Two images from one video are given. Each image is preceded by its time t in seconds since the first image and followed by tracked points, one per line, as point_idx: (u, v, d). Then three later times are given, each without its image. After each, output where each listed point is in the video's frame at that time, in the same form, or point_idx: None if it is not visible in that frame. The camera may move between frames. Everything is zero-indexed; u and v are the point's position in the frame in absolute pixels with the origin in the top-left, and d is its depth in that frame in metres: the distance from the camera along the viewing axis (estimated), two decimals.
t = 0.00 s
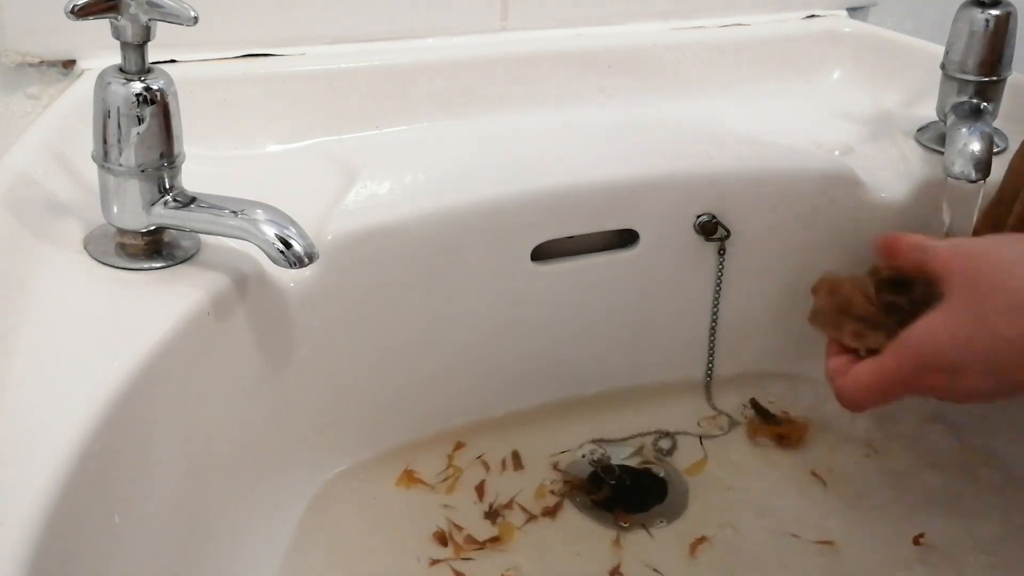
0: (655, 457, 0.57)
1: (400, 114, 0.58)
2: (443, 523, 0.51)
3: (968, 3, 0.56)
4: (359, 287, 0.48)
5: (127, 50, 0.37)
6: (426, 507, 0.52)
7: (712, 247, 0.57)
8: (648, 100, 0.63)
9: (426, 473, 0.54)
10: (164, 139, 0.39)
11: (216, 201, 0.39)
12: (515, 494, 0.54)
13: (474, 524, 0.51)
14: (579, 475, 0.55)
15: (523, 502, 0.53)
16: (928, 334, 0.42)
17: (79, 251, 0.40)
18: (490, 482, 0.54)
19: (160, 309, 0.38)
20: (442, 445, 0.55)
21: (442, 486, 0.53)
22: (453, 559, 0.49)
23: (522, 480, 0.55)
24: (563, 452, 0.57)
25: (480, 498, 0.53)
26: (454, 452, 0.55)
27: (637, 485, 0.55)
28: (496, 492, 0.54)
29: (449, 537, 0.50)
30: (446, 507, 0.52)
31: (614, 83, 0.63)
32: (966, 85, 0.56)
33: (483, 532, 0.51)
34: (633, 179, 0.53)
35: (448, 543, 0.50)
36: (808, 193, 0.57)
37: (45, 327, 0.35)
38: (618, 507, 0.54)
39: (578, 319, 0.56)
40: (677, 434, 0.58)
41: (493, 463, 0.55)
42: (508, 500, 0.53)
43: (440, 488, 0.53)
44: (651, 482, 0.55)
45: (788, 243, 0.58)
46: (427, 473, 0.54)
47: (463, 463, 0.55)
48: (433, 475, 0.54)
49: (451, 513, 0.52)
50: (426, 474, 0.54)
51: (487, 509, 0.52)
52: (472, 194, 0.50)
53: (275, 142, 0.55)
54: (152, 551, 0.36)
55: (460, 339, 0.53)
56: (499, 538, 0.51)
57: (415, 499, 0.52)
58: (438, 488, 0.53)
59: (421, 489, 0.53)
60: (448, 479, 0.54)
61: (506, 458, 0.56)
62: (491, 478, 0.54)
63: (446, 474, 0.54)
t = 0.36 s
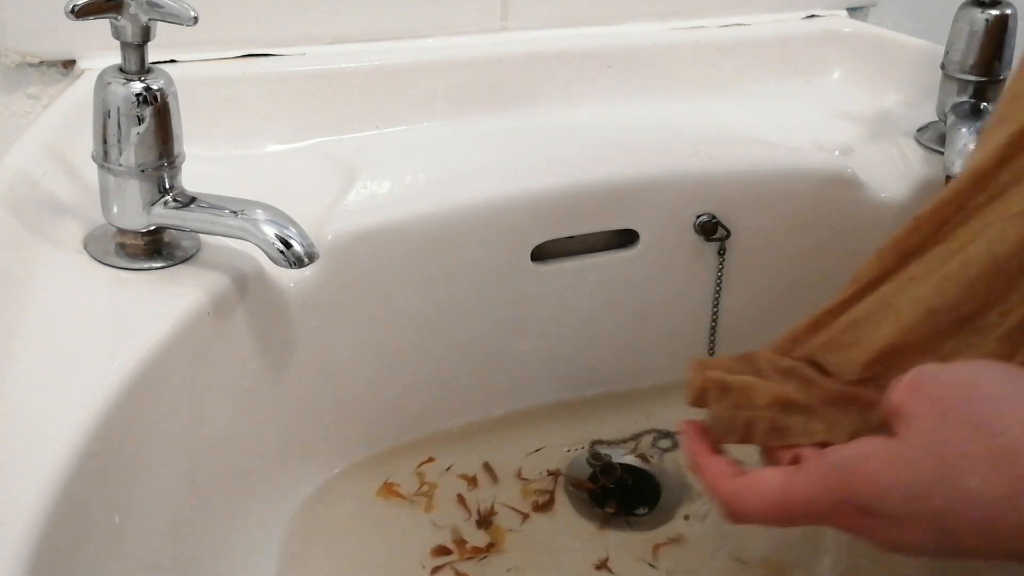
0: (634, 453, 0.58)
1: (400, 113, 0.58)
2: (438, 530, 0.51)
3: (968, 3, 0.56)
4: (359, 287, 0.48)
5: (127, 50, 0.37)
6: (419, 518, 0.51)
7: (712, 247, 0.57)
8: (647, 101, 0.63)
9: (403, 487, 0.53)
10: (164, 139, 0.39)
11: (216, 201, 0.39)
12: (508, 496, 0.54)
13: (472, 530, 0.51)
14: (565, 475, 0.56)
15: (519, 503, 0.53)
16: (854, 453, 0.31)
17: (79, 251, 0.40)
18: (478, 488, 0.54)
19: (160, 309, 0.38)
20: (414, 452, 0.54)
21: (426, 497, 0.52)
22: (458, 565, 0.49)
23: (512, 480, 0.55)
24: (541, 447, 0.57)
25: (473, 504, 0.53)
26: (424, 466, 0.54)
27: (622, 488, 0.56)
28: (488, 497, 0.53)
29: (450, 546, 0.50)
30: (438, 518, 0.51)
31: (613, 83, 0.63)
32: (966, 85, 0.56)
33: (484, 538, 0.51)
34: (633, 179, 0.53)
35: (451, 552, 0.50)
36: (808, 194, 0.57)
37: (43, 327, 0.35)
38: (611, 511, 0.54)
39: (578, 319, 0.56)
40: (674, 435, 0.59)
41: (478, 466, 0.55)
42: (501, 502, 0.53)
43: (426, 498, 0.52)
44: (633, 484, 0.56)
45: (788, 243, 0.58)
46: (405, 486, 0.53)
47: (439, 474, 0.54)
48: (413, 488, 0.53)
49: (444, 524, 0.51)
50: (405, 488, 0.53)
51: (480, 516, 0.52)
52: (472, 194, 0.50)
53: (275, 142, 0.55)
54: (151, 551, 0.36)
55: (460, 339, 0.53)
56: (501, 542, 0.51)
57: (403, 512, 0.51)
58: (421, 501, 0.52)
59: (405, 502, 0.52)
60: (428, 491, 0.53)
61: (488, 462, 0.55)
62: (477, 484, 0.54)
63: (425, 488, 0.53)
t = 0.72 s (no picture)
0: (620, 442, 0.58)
1: (400, 113, 0.58)
2: (444, 534, 0.51)
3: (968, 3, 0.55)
4: (359, 287, 0.48)
5: (127, 50, 0.37)
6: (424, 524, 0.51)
7: (713, 248, 0.57)
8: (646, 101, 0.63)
9: (394, 497, 0.52)
10: (164, 139, 0.39)
11: (216, 201, 0.39)
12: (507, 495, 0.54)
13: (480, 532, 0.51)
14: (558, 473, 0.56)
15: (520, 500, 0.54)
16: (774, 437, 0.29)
17: (79, 251, 0.40)
18: (474, 489, 0.54)
19: (160, 308, 0.38)
20: (394, 460, 0.54)
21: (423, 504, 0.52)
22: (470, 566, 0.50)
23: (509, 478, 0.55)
24: (528, 441, 0.57)
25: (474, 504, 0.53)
26: (407, 475, 0.53)
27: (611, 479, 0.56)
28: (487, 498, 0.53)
29: (465, 552, 0.50)
30: (442, 525, 0.51)
31: (613, 84, 0.63)
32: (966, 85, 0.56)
33: (495, 538, 0.51)
34: (634, 180, 0.53)
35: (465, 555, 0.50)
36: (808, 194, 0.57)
37: (43, 328, 0.35)
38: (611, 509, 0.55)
39: (577, 319, 0.56)
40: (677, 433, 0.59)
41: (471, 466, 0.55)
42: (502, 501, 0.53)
43: (423, 504, 0.52)
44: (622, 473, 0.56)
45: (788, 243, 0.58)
46: (398, 495, 0.52)
47: (425, 479, 0.53)
48: (405, 496, 0.52)
49: (449, 529, 0.51)
50: (397, 498, 0.52)
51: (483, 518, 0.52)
52: (472, 194, 0.50)
53: (275, 142, 0.55)
54: (151, 552, 0.36)
55: (460, 339, 0.53)
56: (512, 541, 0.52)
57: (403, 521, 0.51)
58: (418, 509, 0.52)
59: (403, 511, 0.51)
60: (421, 498, 0.52)
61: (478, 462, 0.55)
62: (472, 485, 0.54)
63: (415, 496, 0.52)
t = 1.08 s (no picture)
0: (620, 438, 0.58)
1: (400, 114, 0.58)
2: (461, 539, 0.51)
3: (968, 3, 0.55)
4: (359, 287, 0.48)
5: (127, 50, 0.37)
6: (439, 534, 0.51)
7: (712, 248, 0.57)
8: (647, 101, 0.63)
9: (401, 510, 0.51)
10: (164, 138, 0.39)
11: (216, 201, 0.39)
12: (516, 494, 0.54)
13: (498, 533, 0.51)
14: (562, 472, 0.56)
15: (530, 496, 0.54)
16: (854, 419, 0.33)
17: (79, 251, 0.40)
18: (477, 493, 0.53)
19: (160, 309, 0.38)
20: (391, 469, 0.53)
21: (432, 515, 0.51)
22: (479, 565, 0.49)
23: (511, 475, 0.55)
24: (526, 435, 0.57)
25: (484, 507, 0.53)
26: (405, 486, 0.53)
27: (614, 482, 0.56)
28: (493, 498, 0.53)
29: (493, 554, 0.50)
30: (458, 534, 0.51)
31: (613, 84, 0.63)
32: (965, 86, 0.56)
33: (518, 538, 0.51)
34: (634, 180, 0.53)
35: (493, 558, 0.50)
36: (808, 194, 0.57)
37: (43, 328, 0.35)
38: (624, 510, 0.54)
39: (577, 319, 0.56)
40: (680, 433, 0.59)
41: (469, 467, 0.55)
42: (511, 499, 0.53)
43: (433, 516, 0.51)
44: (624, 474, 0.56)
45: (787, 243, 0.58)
46: (404, 507, 0.51)
47: (428, 489, 0.53)
48: (411, 509, 0.51)
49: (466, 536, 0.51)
50: (405, 512, 0.51)
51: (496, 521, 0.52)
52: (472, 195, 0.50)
53: (275, 141, 0.55)
54: (152, 550, 0.36)
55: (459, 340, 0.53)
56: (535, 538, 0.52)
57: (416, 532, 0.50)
58: (427, 521, 0.51)
59: (413, 524, 0.51)
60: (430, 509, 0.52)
61: (478, 463, 0.55)
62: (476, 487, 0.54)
63: (422, 510, 0.52)
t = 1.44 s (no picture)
0: (601, 438, 0.58)
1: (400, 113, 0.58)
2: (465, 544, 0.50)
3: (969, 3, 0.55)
4: (359, 287, 0.48)
5: (127, 50, 0.37)
6: (439, 542, 0.50)
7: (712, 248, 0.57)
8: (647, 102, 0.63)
9: (394, 522, 0.50)
10: (164, 139, 0.39)
11: (216, 201, 0.39)
12: (500, 489, 0.54)
13: (499, 529, 0.51)
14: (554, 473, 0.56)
15: (514, 488, 0.54)
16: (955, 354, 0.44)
17: (79, 251, 0.40)
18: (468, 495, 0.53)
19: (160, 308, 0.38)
20: (378, 475, 0.53)
21: (424, 523, 0.51)
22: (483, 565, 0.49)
23: (493, 472, 0.55)
24: (503, 431, 0.57)
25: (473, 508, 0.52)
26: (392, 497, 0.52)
27: (598, 485, 0.55)
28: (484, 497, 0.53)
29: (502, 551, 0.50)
30: (457, 540, 0.50)
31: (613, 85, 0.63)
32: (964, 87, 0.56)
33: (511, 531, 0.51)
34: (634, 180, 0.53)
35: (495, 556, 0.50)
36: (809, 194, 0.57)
37: (44, 327, 0.35)
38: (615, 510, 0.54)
39: (577, 319, 0.56)
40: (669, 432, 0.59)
41: (458, 469, 0.54)
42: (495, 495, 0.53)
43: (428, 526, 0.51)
44: (604, 477, 0.56)
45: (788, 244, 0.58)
46: (397, 518, 0.51)
47: (415, 498, 0.52)
48: (403, 519, 0.51)
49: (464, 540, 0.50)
50: (398, 525, 0.50)
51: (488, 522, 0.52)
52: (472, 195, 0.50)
53: (275, 141, 0.55)
54: (153, 549, 0.36)
55: (460, 339, 0.53)
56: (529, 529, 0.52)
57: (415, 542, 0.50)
58: (421, 533, 0.50)
59: (407, 536, 0.50)
60: (422, 519, 0.51)
61: (467, 464, 0.55)
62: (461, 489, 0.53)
63: (412, 523, 0.51)
